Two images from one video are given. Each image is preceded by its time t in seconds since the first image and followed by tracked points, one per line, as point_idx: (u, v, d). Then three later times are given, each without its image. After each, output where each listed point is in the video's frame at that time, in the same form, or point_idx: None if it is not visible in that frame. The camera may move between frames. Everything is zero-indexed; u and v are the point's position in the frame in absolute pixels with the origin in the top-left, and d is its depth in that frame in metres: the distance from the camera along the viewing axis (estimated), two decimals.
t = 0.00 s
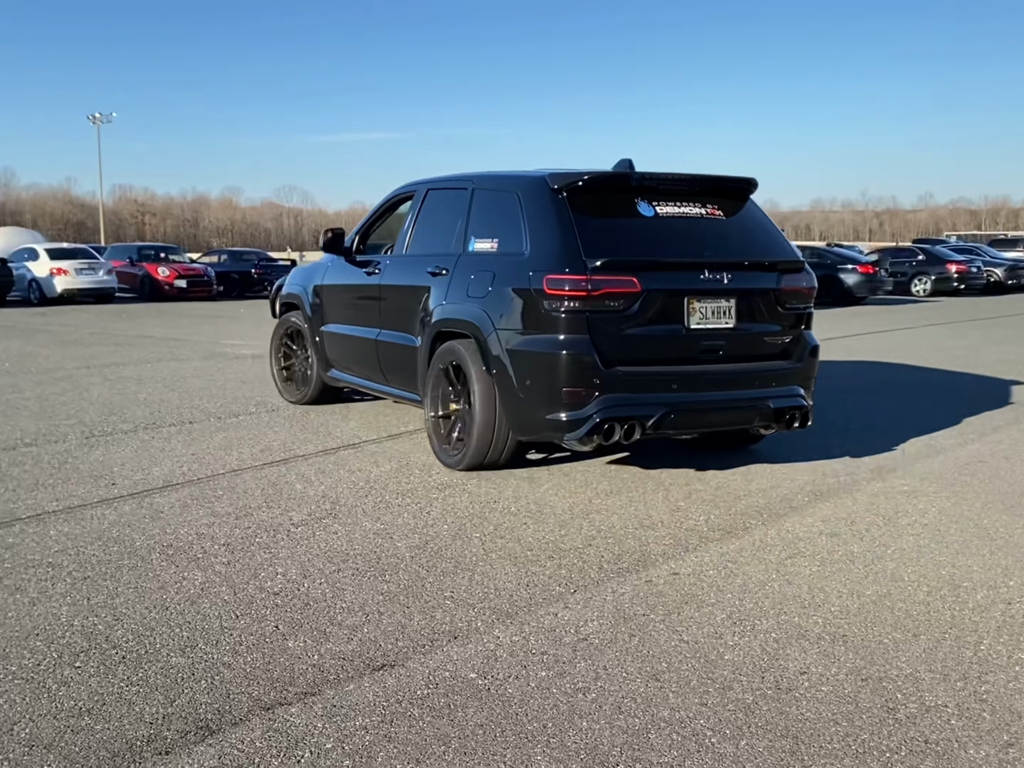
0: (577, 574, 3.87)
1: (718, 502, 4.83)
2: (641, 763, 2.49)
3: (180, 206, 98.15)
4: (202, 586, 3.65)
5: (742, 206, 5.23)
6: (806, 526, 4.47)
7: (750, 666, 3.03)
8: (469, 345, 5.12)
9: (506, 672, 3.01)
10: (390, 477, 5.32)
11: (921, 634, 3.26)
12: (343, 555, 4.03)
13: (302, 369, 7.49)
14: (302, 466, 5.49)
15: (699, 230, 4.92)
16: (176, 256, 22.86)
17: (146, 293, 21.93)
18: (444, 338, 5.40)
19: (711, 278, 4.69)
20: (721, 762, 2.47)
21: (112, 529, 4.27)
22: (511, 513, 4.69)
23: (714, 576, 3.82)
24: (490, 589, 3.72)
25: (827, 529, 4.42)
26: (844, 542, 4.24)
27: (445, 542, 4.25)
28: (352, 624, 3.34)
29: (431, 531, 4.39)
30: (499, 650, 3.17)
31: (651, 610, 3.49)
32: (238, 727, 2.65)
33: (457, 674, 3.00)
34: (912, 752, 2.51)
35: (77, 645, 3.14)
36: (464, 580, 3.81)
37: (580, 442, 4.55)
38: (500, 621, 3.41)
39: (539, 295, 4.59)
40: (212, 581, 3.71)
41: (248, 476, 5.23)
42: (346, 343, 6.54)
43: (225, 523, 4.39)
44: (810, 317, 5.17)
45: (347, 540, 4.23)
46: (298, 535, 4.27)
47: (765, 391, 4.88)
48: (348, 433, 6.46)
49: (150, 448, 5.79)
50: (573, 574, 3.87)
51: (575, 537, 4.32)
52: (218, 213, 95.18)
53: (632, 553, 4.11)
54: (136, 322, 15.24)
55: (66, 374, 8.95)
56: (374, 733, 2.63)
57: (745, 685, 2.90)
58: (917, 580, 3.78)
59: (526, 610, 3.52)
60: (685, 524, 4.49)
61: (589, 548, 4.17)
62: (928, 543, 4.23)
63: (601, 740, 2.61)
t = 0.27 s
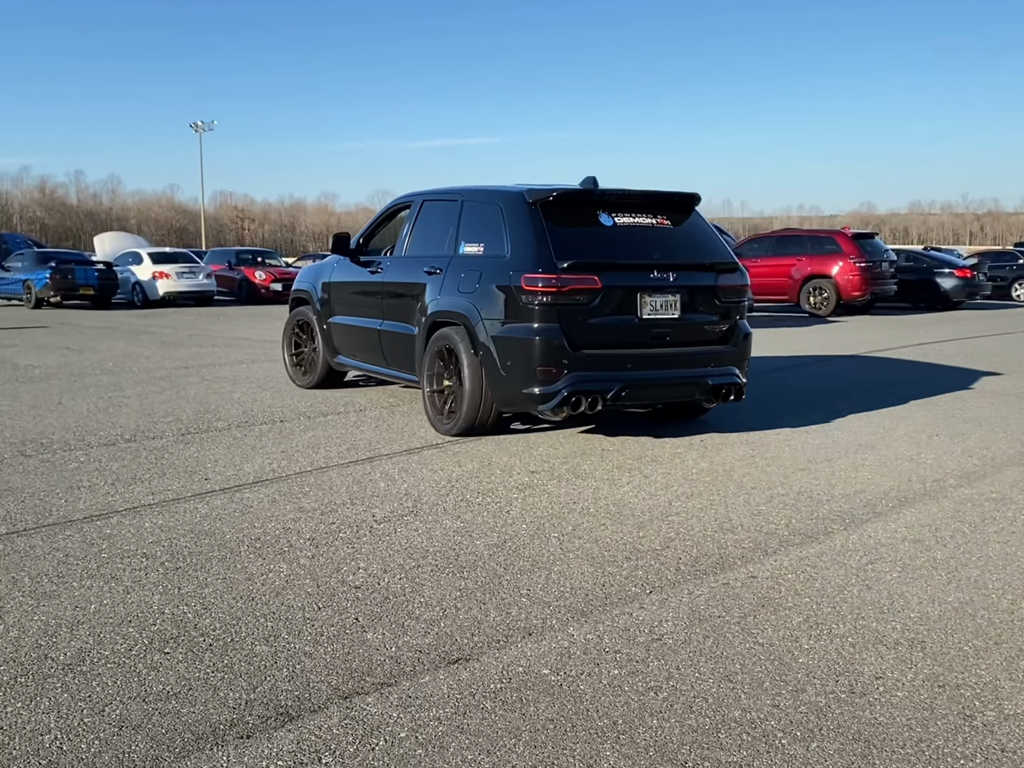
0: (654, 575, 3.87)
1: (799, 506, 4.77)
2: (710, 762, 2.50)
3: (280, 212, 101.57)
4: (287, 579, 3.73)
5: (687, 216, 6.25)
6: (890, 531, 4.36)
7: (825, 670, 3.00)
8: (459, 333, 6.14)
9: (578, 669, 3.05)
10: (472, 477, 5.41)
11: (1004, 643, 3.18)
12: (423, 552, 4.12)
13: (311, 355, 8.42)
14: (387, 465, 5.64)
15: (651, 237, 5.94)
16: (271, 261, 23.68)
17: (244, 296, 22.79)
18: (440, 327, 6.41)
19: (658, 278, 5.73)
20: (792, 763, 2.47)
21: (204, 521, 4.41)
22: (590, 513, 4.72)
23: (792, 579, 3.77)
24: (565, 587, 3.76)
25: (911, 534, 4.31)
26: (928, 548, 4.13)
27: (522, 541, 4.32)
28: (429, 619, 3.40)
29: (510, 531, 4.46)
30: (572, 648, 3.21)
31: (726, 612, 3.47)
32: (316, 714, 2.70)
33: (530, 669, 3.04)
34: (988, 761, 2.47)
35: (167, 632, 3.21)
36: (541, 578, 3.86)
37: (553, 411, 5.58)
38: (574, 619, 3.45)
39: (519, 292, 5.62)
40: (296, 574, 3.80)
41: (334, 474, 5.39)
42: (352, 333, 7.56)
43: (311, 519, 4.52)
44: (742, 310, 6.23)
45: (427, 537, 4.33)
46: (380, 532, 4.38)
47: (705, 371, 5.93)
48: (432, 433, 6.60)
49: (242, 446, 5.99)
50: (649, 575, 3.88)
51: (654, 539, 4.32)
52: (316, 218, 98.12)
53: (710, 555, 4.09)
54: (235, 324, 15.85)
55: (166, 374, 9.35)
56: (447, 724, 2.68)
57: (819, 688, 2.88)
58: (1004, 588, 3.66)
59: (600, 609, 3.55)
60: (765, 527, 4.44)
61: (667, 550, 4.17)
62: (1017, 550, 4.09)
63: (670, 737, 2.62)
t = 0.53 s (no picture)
0: (736, 585, 3.85)
1: (885, 516, 4.67)
2: None
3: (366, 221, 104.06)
4: (372, 581, 3.86)
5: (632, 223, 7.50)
6: (980, 543, 4.22)
7: (911, 684, 2.94)
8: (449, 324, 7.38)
9: (660, 678, 3.06)
10: (553, 483, 5.47)
11: None
12: (505, 557, 4.20)
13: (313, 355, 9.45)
14: (469, 470, 5.75)
15: (601, 241, 7.20)
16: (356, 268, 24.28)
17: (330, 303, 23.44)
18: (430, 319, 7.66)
19: (609, 274, 6.99)
20: None
21: (292, 523, 4.58)
22: (672, 522, 4.72)
23: (878, 592, 3.70)
24: (647, 595, 3.78)
25: (1002, 548, 4.16)
26: (1020, 562, 3.98)
27: (604, 548, 4.35)
28: (511, 624, 3.47)
29: (591, 538, 4.50)
30: (654, 656, 3.22)
31: (810, 623, 3.43)
32: (400, 715, 2.79)
33: (611, 677, 3.07)
34: None
35: (257, 631, 3.35)
36: (622, 586, 3.88)
37: (527, 384, 6.84)
38: (656, 627, 3.46)
39: (496, 287, 6.87)
40: (381, 576, 3.93)
41: (418, 478, 5.53)
42: (352, 332, 8.66)
43: (395, 522, 4.66)
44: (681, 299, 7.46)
45: (509, 542, 4.41)
46: (462, 536, 4.48)
47: (651, 350, 7.18)
48: (513, 439, 6.69)
49: (329, 449, 6.20)
50: (732, 585, 3.85)
51: (737, 548, 4.29)
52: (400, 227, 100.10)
53: (793, 565, 4.03)
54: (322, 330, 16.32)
55: (257, 379, 9.72)
56: (529, 729, 2.74)
57: (905, 702, 2.83)
58: None
59: (682, 618, 3.55)
60: (850, 538, 4.35)
61: (750, 559, 4.14)
62: None
63: (752, 748, 2.62)
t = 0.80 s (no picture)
0: (822, 601, 3.80)
1: (978, 533, 4.53)
2: None
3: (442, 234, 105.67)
4: (454, 591, 3.95)
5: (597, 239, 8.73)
6: None
7: (1006, 707, 2.87)
8: (439, 326, 8.62)
9: (745, 694, 3.05)
10: (634, 496, 5.48)
11: None
12: (586, 570, 4.23)
13: (323, 355, 10.55)
14: (549, 481, 5.80)
15: (568, 254, 8.43)
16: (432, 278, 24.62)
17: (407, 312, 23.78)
18: (424, 322, 8.89)
19: (574, 281, 8.24)
20: None
21: (374, 531, 4.70)
22: (756, 536, 4.67)
23: (969, 611, 3.60)
24: (731, 611, 3.77)
25: None
26: None
27: (686, 562, 4.35)
28: (594, 638, 3.51)
29: (673, 551, 4.50)
30: (739, 673, 3.21)
31: (898, 642, 3.37)
32: (485, 726, 2.86)
33: (696, 692, 3.08)
34: None
35: (343, 639, 3.46)
36: (705, 601, 3.87)
37: (504, 375, 8.08)
38: (741, 644, 3.44)
39: (477, 293, 8.12)
40: (462, 586, 4.01)
41: (497, 488, 5.61)
42: (359, 336, 9.83)
43: (475, 532, 4.74)
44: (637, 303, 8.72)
45: (589, 555, 4.44)
46: (543, 548, 4.53)
47: (610, 346, 8.43)
48: (592, 451, 6.73)
49: (409, 458, 6.33)
50: (818, 602, 3.80)
51: (822, 563, 4.23)
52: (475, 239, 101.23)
53: (881, 582, 3.96)
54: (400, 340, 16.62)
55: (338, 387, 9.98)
56: (613, 743, 2.77)
57: (1000, 725, 2.76)
58: None
59: (767, 635, 3.52)
60: (939, 554, 4.24)
61: (836, 575, 4.07)
62: None
63: None
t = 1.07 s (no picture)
0: (903, 621, 3.74)
1: None
2: None
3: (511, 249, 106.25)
4: (528, 606, 4.02)
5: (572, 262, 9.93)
6: None
7: None
8: (433, 336, 9.83)
9: (825, 715, 3.03)
10: (709, 512, 5.46)
11: None
12: (660, 587, 4.25)
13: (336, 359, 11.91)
14: (622, 497, 5.82)
15: (544, 274, 9.63)
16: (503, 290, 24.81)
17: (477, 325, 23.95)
18: (421, 333, 10.09)
19: (548, 298, 9.45)
20: None
21: (449, 545, 4.79)
22: (835, 554, 4.61)
23: None
24: (810, 630, 3.73)
25: None
26: None
27: (764, 580, 4.32)
28: (670, 655, 3.53)
29: (750, 569, 4.47)
30: (819, 693, 3.19)
31: (984, 665, 3.31)
32: (561, 742, 2.92)
33: (774, 712, 3.07)
34: None
35: (419, 652, 3.55)
36: (782, 620, 3.85)
37: (487, 379, 9.28)
38: (820, 663, 3.42)
39: (464, 308, 9.32)
40: (536, 601, 4.07)
41: (570, 503, 5.65)
42: (366, 344, 11.06)
43: (548, 547, 4.80)
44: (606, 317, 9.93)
45: (664, 572, 4.45)
46: (617, 564, 4.56)
47: (581, 354, 9.64)
48: (666, 465, 6.72)
49: (481, 472, 6.42)
50: (899, 621, 3.74)
51: (903, 582, 4.16)
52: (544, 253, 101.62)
53: (965, 603, 3.88)
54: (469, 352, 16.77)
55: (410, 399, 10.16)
56: (690, 762, 2.79)
57: None
58: None
59: (847, 654, 3.48)
60: None
61: (918, 595, 4.00)
62: None
63: None
